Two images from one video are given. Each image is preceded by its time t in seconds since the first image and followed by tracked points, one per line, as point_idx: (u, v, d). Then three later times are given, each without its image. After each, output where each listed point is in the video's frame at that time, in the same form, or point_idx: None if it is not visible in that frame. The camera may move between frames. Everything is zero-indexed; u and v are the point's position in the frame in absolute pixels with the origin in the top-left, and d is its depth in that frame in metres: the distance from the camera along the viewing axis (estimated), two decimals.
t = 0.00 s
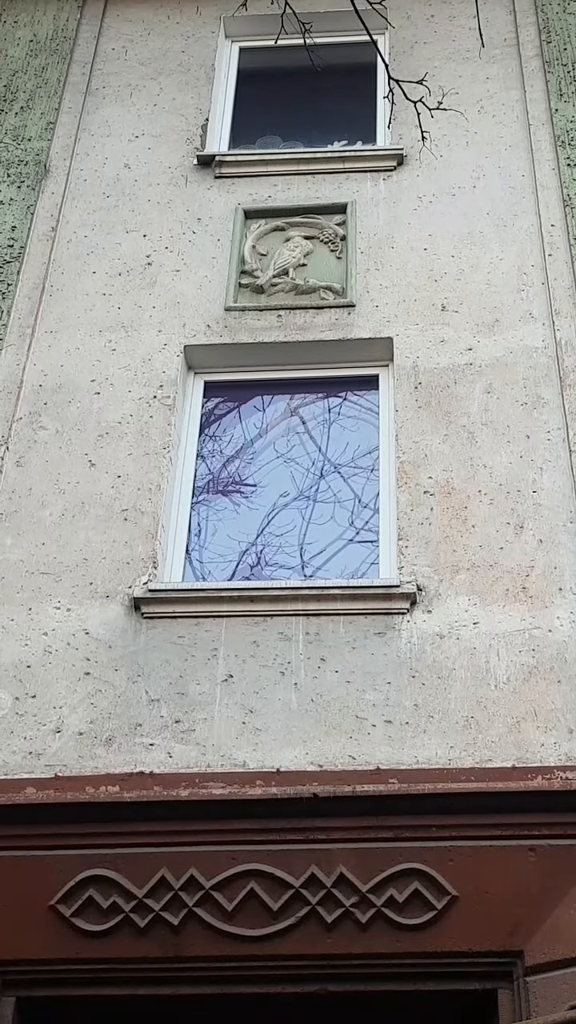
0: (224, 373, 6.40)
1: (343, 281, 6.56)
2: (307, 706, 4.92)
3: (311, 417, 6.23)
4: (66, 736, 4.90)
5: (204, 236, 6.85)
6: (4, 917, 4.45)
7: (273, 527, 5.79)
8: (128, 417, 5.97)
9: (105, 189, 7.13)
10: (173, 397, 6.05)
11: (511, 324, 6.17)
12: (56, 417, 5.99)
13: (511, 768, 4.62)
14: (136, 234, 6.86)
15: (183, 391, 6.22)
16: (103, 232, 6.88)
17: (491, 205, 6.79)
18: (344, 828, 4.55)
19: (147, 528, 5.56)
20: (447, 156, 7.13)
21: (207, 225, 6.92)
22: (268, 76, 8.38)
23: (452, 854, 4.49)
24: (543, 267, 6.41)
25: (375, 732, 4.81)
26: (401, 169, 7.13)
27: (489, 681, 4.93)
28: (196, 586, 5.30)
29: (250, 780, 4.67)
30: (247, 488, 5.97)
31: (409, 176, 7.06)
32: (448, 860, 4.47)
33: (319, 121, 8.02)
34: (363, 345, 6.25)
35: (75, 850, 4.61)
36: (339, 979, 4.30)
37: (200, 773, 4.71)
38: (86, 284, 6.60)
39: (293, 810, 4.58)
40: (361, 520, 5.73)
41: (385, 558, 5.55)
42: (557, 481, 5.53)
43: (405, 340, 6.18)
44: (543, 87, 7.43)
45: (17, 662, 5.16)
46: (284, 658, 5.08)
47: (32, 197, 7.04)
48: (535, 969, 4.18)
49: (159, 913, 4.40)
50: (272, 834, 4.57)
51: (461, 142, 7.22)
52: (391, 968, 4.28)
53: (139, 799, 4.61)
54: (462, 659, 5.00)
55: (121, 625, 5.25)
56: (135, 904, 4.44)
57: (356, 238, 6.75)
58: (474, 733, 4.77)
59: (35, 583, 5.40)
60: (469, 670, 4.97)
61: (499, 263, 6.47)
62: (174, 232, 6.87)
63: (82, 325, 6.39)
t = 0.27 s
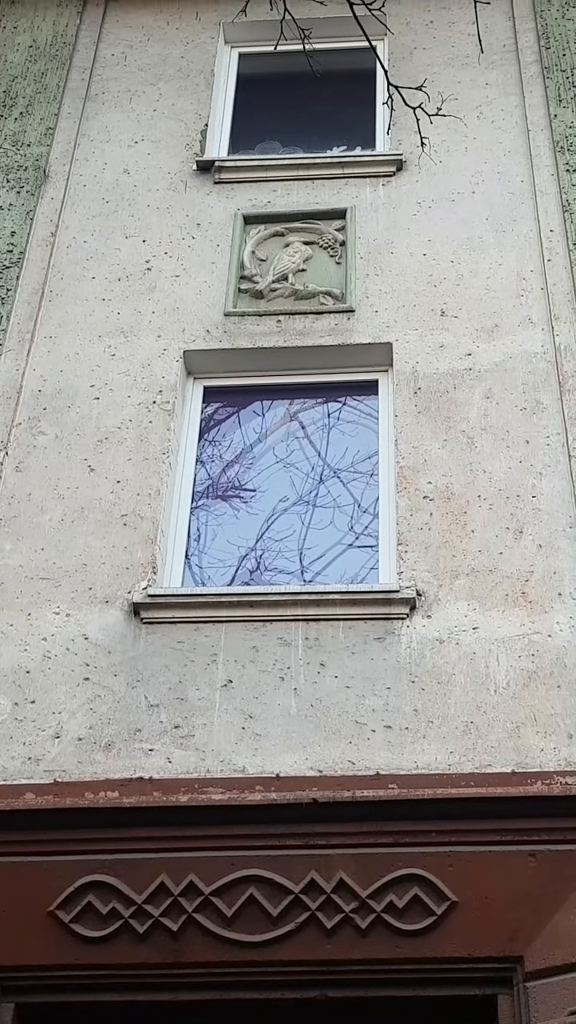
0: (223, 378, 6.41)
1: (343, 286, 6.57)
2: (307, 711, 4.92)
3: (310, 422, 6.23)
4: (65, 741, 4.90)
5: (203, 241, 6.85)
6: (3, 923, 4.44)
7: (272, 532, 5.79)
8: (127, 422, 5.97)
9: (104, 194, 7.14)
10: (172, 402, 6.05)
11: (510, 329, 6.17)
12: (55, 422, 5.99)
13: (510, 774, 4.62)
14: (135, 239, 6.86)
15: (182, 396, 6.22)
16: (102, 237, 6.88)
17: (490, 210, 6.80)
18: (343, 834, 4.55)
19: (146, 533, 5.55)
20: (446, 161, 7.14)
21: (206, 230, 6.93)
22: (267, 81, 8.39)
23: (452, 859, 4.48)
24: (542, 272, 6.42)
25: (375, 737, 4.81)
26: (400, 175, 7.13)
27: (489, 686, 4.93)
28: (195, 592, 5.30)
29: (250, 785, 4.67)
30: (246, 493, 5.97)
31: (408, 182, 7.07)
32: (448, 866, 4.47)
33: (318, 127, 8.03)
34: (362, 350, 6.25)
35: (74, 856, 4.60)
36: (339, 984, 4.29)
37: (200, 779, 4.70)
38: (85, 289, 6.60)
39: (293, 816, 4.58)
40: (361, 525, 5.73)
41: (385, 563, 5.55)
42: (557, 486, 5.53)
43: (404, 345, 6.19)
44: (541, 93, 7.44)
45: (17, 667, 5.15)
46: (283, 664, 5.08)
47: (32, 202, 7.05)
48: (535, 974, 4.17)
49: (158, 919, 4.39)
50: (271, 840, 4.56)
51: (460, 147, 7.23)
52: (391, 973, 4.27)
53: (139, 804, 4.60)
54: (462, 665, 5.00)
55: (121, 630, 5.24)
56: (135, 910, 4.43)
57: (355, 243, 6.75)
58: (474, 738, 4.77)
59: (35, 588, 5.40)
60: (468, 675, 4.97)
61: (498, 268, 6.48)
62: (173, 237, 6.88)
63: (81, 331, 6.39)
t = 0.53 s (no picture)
0: (224, 369, 6.40)
1: (344, 276, 6.56)
2: (307, 700, 4.92)
3: (311, 412, 6.23)
4: (66, 730, 4.90)
5: (205, 231, 6.84)
6: (4, 911, 4.45)
7: (273, 522, 5.79)
8: (129, 412, 5.97)
9: (105, 184, 7.13)
10: (173, 392, 6.05)
11: (511, 319, 6.16)
12: (56, 412, 5.99)
13: (511, 763, 4.63)
14: (136, 229, 6.86)
15: (184, 386, 6.22)
16: (103, 227, 6.87)
17: (492, 199, 6.79)
18: (344, 823, 4.56)
19: (147, 523, 5.56)
20: (448, 151, 7.13)
21: (208, 220, 6.92)
22: (268, 71, 8.37)
23: (452, 848, 4.49)
24: (543, 262, 6.41)
25: (375, 727, 4.81)
26: (401, 164, 7.12)
27: (489, 676, 4.93)
28: (196, 581, 5.30)
29: (251, 775, 4.67)
30: (247, 483, 5.97)
31: (409, 171, 7.06)
32: (448, 855, 4.47)
33: (320, 117, 8.02)
34: (364, 340, 6.24)
35: (75, 845, 4.61)
36: (339, 973, 4.30)
37: (201, 768, 4.71)
38: (86, 279, 6.60)
39: (293, 805, 4.59)
40: (362, 515, 5.73)
41: (385, 553, 5.55)
42: (558, 476, 5.53)
43: (405, 334, 6.18)
44: (543, 83, 7.42)
45: (18, 657, 5.16)
46: (284, 653, 5.08)
47: (33, 192, 7.04)
48: (535, 963, 4.18)
49: (159, 907, 4.40)
50: (272, 829, 4.57)
51: (461, 137, 7.22)
52: (391, 962, 4.28)
53: (140, 793, 4.61)
54: (463, 654, 5.00)
55: (122, 620, 5.25)
56: (135, 899, 4.44)
57: (357, 233, 6.74)
58: (474, 728, 4.77)
59: (36, 578, 5.40)
60: (469, 665, 4.97)
61: (500, 258, 6.47)
62: (175, 227, 6.87)
63: (83, 321, 6.39)
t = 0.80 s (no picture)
0: (224, 373, 6.41)
1: (343, 281, 6.56)
2: (307, 705, 4.92)
3: (311, 417, 6.23)
4: (66, 736, 4.90)
5: (204, 236, 6.85)
6: (4, 916, 4.44)
7: (273, 527, 5.79)
8: (128, 417, 5.97)
9: (105, 189, 7.13)
10: (173, 397, 6.05)
11: (511, 324, 6.17)
12: (56, 417, 5.99)
13: (510, 768, 4.62)
14: (136, 234, 6.86)
15: (183, 391, 6.22)
16: (103, 232, 6.88)
17: (491, 204, 6.80)
18: (343, 828, 4.55)
19: (147, 528, 5.56)
20: (447, 156, 7.13)
21: (207, 225, 6.92)
22: (268, 75, 8.38)
23: (452, 854, 4.49)
24: (543, 267, 6.41)
25: (375, 732, 4.81)
26: (401, 169, 7.13)
27: (489, 681, 4.93)
28: (195, 586, 5.30)
29: (250, 780, 4.67)
30: (247, 488, 5.97)
31: (409, 176, 7.06)
32: (448, 860, 4.47)
33: (319, 122, 8.03)
34: (363, 345, 6.25)
35: (75, 850, 4.61)
36: (339, 979, 4.29)
37: (201, 773, 4.71)
38: (86, 284, 6.60)
39: (293, 811, 4.58)
40: (361, 520, 5.73)
41: (385, 558, 5.55)
42: (557, 481, 5.53)
43: (404, 339, 6.19)
44: (543, 88, 7.43)
45: (17, 662, 5.16)
46: (284, 658, 5.08)
47: (32, 197, 7.05)
48: (534, 969, 4.17)
49: (159, 913, 4.40)
50: (271, 835, 4.57)
51: (461, 142, 7.22)
52: (391, 968, 4.28)
53: (139, 799, 4.61)
54: (462, 659, 5.00)
55: (122, 625, 5.25)
56: (135, 904, 4.44)
57: (356, 238, 6.75)
58: (474, 733, 4.77)
59: (35, 583, 5.40)
60: (469, 670, 4.97)
61: (499, 263, 6.48)
62: (174, 232, 6.87)
63: (82, 325, 6.39)
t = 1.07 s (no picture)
0: (223, 379, 6.41)
1: (342, 287, 6.57)
2: (307, 710, 4.92)
3: (310, 422, 6.24)
4: (65, 741, 4.90)
5: (203, 241, 6.85)
6: (3, 923, 4.43)
7: (272, 532, 5.79)
8: (128, 422, 5.97)
9: (104, 194, 7.14)
10: (172, 402, 6.05)
11: (510, 329, 6.17)
12: (55, 422, 5.99)
13: (510, 773, 4.62)
14: (135, 239, 6.87)
15: (182, 396, 6.22)
16: (102, 237, 6.88)
17: (490, 209, 6.81)
18: (343, 834, 4.55)
19: (146, 533, 5.55)
20: (446, 161, 7.14)
21: (206, 230, 6.93)
22: (267, 81, 8.39)
23: (452, 859, 4.48)
24: (542, 272, 6.42)
25: (375, 737, 4.80)
26: (400, 175, 7.14)
27: (489, 686, 4.93)
28: (195, 591, 5.30)
29: (250, 785, 4.67)
30: (246, 492, 5.97)
31: (408, 182, 7.07)
32: (448, 865, 4.47)
33: (318, 127, 8.04)
34: (363, 350, 6.25)
35: (74, 856, 4.60)
36: (339, 984, 4.29)
37: (200, 779, 4.70)
38: (85, 289, 6.61)
39: (292, 816, 4.58)
40: (361, 525, 5.74)
41: (385, 563, 5.55)
42: (557, 485, 5.54)
43: (404, 344, 6.19)
44: (541, 93, 7.44)
45: (17, 667, 5.15)
46: (283, 664, 5.08)
47: (32, 202, 7.05)
48: (534, 975, 4.16)
49: (158, 918, 4.39)
50: (271, 840, 4.56)
51: (460, 147, 7.23)
52: (390, 974, 4.27)
53: (139, 804, 4.60)
54: (462, 664, 5.00)
55: (121, 630, 5.24)
56: (135, 910, 4.43)
57: (355, 243, 6.75)
58: (474, 739, 4.77)
59: (35, 589, 5.40)
60: (468, 675, 4.97)
61: (498, 268, 6.49)
62: (173, 237, 6.88)
63: (82, 330, 6.40)
